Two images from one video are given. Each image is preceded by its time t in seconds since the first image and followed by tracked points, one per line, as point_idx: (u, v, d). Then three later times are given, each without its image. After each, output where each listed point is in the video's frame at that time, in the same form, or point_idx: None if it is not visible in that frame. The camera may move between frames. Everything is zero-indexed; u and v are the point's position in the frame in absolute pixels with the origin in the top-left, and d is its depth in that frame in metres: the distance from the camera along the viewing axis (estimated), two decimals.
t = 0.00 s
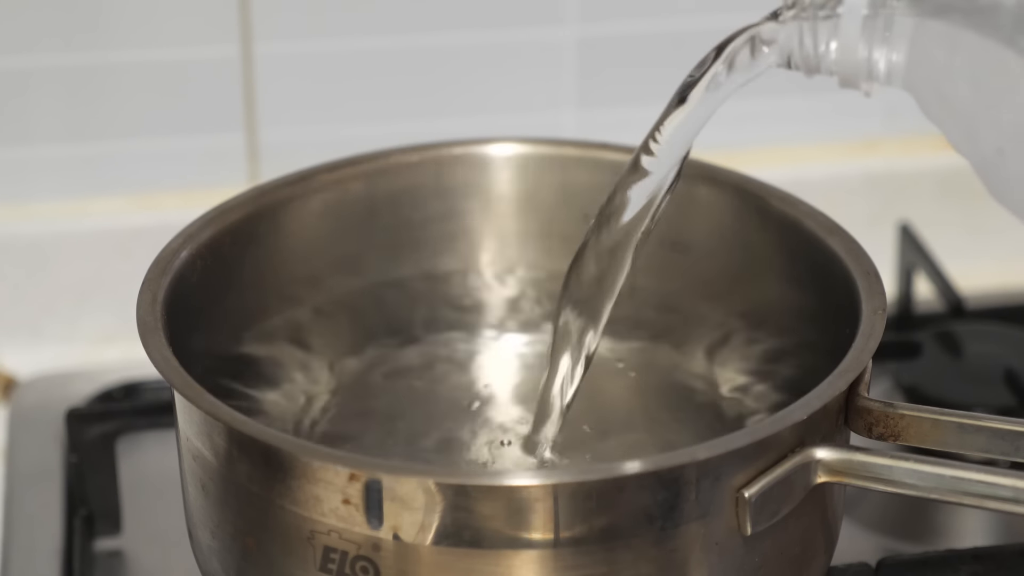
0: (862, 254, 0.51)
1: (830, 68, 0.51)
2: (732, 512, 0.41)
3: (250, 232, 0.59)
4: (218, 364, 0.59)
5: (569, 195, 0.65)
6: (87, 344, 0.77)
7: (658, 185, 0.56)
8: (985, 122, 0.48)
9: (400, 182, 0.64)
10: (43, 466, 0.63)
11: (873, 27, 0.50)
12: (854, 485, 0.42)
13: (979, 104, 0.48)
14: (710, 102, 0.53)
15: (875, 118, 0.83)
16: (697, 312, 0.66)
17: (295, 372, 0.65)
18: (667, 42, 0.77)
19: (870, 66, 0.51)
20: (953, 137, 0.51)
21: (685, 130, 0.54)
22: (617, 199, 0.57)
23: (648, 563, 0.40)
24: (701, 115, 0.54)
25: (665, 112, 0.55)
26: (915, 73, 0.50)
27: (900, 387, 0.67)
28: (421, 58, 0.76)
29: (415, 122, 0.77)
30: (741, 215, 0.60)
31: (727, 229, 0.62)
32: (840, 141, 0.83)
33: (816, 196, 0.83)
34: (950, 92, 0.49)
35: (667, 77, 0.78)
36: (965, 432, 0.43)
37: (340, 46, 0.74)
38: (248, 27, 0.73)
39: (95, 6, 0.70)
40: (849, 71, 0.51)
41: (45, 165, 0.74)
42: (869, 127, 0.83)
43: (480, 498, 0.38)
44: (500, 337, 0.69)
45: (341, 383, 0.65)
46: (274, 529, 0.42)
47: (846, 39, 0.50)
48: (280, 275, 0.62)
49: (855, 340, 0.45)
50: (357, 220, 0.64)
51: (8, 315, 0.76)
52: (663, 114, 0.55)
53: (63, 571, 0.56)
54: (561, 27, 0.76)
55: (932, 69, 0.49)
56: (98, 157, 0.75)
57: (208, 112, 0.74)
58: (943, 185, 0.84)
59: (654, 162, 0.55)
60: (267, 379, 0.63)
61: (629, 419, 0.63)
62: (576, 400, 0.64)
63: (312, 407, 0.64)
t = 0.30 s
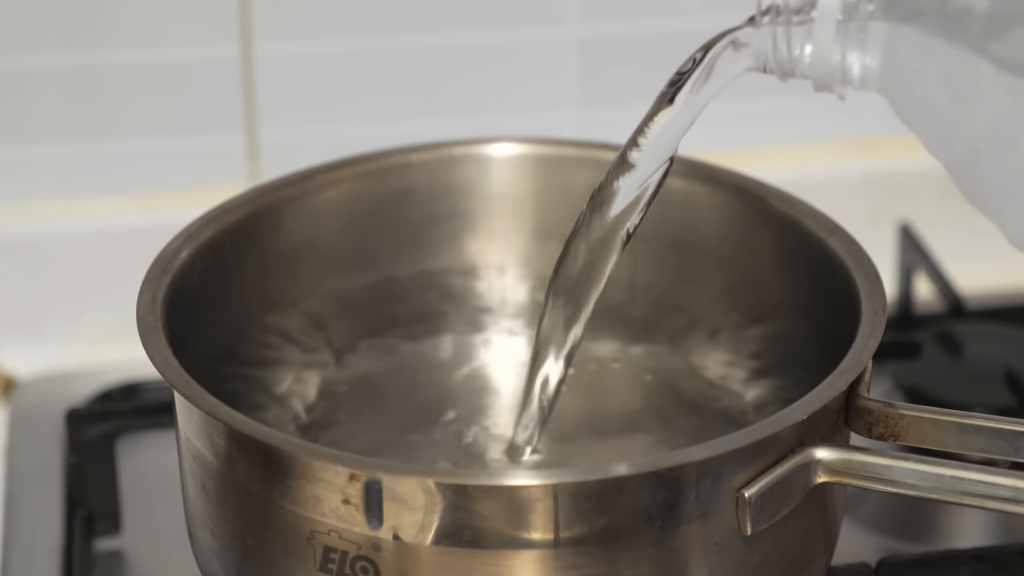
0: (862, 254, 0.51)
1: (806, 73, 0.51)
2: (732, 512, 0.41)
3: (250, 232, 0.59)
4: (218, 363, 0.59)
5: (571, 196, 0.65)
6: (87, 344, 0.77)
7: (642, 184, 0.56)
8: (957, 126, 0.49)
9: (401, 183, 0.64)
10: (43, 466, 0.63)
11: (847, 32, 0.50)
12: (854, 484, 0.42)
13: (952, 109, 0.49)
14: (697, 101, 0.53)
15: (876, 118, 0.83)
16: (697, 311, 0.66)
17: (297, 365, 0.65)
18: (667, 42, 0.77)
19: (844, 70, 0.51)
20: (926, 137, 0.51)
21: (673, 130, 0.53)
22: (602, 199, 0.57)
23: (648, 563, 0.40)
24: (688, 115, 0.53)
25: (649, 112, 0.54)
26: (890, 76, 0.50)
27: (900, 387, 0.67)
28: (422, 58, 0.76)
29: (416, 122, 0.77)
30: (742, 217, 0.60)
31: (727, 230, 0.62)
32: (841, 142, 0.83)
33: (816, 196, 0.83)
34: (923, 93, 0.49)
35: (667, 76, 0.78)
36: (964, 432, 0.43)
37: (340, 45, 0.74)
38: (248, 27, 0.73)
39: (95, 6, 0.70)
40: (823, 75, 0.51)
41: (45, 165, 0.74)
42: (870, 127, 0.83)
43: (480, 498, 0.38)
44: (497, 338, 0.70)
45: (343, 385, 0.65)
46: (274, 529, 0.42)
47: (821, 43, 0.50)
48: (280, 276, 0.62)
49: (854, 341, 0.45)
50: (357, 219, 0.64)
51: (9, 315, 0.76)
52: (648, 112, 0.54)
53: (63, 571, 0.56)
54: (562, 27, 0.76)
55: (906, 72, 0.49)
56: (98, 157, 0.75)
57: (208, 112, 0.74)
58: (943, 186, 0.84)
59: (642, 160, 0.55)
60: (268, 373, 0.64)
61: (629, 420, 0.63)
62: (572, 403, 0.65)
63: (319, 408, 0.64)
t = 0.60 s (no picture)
0: (862, 255, 0.51)
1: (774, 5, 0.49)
2: (732, 512, 0.41)
3: (250, 232, 0.59)
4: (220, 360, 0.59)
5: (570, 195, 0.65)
6: (87, 344, 0.77)
7: (627, 105, 0.56)
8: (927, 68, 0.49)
9: (401, 183, 0.64)
10: (43, 466, 0.63)
11: None
12: (854, 485, 0.42)
13: (923, 46, 0.48)
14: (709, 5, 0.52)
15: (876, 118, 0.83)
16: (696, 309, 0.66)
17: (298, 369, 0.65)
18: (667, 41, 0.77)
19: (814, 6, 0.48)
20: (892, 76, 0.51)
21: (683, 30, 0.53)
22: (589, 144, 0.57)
23: (647, 563, 0.40)
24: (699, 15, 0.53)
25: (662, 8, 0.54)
26: (861, 16, 0.48)
27: (900, 387, 0.67)
28: (422, 58, 0.76)
29: (416, 122, 0.77)
30: (742, 217, 0.60)
31: (727, 230, 0.62)
32: (841, 142, 0.83)
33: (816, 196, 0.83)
34: (895, 33, 0.48)
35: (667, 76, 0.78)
36: (965, 432, 0.43)
37: (340, 45, 0.74)
38: (249, 27, 0.73)
39: (95, 6, 0.70)
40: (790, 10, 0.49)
41: (46, 165, 0.74)
42: (870, 128, 0.83)
43: (480, 498, 0.38)
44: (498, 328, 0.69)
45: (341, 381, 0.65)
46: (273, 529, 0.42)
47: None
48: (280, 275, 0.62)
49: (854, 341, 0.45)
50: (358, 218, 0.64)
51: (9, 315, 0.76)
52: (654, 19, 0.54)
53: (63, 571, 0.56)
54: (562, 27, 0.76)
55: (880, 11, 0.48)
56: (98, 157, 0.75)
57: (209, 111, 0.74)
58: (944, 186, 0.84)
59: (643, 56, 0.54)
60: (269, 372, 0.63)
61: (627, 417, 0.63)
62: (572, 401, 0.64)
63: (318, 407, 0.63)
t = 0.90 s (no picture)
0: (862, 254, 0.51)
1: None
2: (731, 512, 0.41)
3: (249, 232, 0.58)
4: (218, 359, 0.59)
5: (571, 195, 0.65)
6: (87, 345, 0.78)
7: None
8: None
9: (401, 182, 0.64)
10: (43, 466, 0.63)
11: None
12: (855, 485, 0.42)
13: None
14: None
15: (876, 118, 0.83)
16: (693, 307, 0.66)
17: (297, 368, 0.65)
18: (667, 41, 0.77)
19: None
20: None
21: None
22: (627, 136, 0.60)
23: (647, 563, 0.40)
24: None
25: None
26: None
27: (899, 387, 0.67)
28: (422, 59, 0.76)
29: (415, 123, 0.77)
30: (742, 216, 0.60)
31: (727, 231, 0.62)
32: (840, 142, 0.83)
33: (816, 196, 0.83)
34: None
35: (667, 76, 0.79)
36: (964, 432, 0.43)
37: (340, 46, 0.74)
38: (248, 28, 0.73)
39: (95, 6, 0.70)
40: None
41: (46, 165, 0.74)
42: (870, 127, 0.83)
43: (481, 498, 0.38)
44: (499, 325, 0.69)
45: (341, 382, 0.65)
46: (273, 528, 0.42)
47: None
48: (278, 274, 0.62)
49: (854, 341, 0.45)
50: (359, 217, 0.64)
51: (9, 316, 0.76)
52: None
53: (63, 571, 0.56)
54: (562, 27, 0.76)
55: None
56: (98, 157, 0.75)
57: (209, 112, 0.74)
58: (943, 186, 0.84)
59: None
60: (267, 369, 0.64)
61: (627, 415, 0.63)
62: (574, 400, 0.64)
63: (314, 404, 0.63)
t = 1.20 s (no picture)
0: (862, 255, 0.51)
1: None
2: (731, 512, 0.41)
3: (249, 232, 0.59)
4: (214, 354, 0.59)
5: (571, 195, 0.65)
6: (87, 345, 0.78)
7: None
8: None
9: (400, 182, 0.64)
10: (42, 466, 0.63)
11: None
12: (854, 485, 0.42)
13: None
14: None
15: (876, 118, 0.83)
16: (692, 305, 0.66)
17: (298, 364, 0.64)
18: (667, 41, 0.77)
19: None
20: None
21: None
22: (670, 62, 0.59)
23: (647, 563, 0.40)
24: None
25: None
26: None
27: (899, 387, 0.67)
28: (422, 59, 0.76)
29: (415, 123, 0.77)
30: (741, 216, 0.61)
31: (726, 231, 0.62)
32: (840, 142, 0.83)
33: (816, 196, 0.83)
34: None
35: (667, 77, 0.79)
36: (964, 432, 0.43)
37: (341, 46, 0.74)
38: (248, 28, 0.73)
39: (96, 6, 0.71)
40: None
41: (46, 166, 0.74)
42: (870, 127, 0.83)
43: (481, 498, 0.38)
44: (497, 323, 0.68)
45: (340, 378, 0.64)
46: (273, 528, 0.42)
47: None
48: (278, 274, 0.62)
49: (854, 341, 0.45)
50: (359, 217, 0.64)
51: (9, 316, 0.76)
52: None
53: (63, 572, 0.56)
54: (562, 27, 0.76)
55: None
56: (98, 157, 0.75)
57: (209, 112, 0.74)
58: (943, 186, 0.84)
59: None
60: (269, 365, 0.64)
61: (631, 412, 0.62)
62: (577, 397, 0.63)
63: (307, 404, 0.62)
